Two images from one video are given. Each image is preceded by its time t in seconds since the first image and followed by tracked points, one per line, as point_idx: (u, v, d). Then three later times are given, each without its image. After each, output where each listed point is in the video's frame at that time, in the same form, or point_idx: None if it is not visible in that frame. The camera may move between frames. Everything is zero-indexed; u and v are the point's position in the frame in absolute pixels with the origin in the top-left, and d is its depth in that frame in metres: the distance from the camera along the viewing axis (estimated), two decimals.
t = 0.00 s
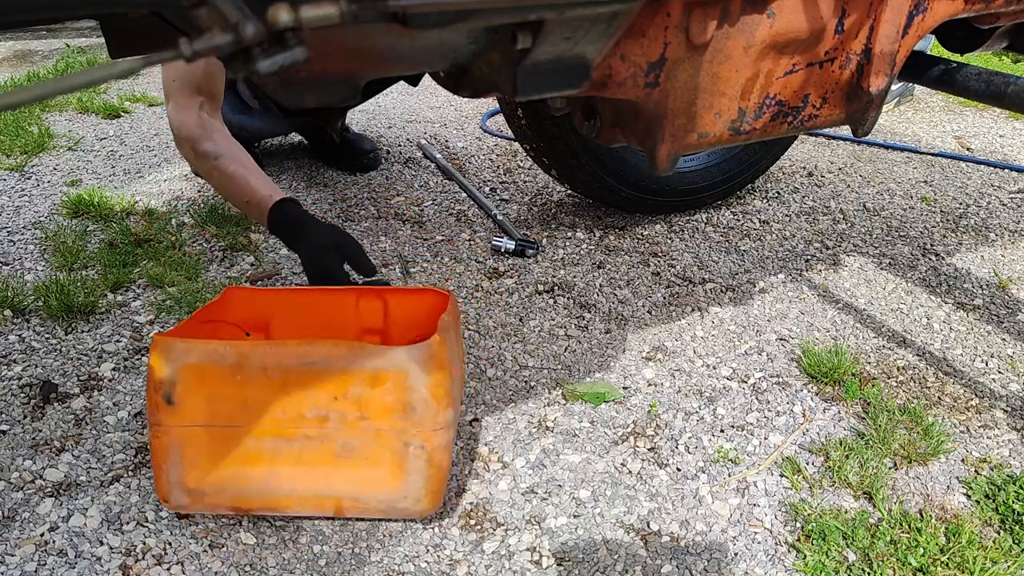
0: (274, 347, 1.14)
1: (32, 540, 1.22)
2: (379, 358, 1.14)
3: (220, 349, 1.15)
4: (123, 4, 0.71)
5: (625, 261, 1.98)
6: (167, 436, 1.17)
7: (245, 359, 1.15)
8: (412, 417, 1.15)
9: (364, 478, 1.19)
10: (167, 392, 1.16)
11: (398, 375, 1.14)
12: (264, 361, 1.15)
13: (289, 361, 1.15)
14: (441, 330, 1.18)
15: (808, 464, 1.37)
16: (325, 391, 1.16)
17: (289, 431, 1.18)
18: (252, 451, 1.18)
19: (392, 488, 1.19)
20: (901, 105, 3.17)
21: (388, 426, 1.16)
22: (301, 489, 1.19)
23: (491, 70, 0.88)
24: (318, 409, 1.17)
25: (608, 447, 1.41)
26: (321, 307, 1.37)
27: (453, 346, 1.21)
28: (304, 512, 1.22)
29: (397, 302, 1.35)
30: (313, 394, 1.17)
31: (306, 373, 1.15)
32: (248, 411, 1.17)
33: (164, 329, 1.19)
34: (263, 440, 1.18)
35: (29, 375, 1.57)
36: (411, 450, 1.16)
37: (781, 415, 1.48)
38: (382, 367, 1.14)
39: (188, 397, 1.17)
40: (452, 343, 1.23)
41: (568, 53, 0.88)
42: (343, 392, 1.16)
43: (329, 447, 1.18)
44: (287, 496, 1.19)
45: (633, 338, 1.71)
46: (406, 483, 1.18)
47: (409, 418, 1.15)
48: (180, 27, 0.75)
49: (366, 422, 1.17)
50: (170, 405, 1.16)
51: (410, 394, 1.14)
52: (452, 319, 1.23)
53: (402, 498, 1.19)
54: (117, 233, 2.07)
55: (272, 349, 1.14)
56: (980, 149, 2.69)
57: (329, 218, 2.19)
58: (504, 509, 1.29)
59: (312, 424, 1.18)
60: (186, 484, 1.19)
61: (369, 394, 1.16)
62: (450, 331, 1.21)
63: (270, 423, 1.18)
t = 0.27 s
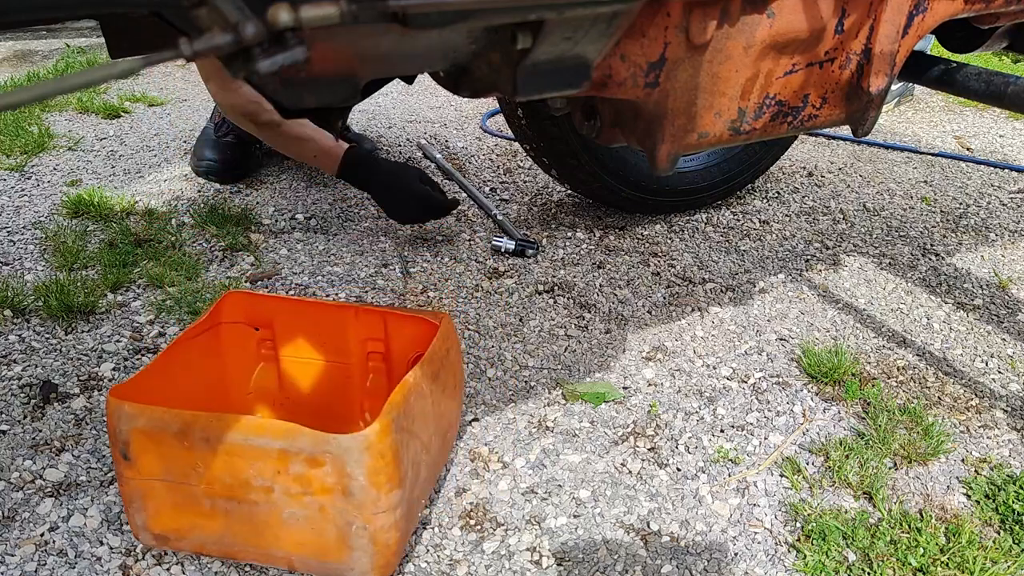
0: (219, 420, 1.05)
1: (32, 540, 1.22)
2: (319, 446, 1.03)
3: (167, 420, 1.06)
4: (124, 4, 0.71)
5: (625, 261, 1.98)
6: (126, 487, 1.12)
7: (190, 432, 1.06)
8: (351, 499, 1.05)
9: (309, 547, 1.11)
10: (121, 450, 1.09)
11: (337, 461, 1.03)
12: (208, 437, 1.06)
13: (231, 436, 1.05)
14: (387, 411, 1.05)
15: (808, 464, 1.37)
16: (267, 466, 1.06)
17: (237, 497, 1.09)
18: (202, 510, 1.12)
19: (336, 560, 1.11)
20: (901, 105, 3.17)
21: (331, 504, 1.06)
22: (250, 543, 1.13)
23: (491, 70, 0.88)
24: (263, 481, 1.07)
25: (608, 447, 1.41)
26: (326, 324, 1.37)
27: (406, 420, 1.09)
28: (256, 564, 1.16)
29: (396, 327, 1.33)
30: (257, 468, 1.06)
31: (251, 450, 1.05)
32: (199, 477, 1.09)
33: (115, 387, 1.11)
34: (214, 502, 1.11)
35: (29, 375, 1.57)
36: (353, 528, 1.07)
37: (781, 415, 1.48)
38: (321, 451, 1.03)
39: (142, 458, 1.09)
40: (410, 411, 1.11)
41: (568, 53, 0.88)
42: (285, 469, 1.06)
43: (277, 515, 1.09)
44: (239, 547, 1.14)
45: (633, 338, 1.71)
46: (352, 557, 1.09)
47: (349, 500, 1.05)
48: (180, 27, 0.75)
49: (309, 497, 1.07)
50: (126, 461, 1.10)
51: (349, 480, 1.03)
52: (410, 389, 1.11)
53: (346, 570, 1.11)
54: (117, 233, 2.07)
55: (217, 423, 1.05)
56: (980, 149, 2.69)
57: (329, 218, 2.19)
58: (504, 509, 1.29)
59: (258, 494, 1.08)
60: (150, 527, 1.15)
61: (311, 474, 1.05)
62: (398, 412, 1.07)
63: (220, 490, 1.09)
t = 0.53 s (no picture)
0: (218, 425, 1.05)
1: (32, 540, 1.22)
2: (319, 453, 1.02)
3: (166, 424, 1.06)
4: (124, 4, 0.71)
5: (625, 261, 1.98)
6: (125, 491, 1.12)
7: (189, 436, 1.06)
8: (351, 505, 1.05)
9: (308, 552, 1.11)
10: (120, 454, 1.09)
11: (336, 467, 1.02)
12: (207, 441, 1.06)
13: (230, 441, 1.05)
14: (386, 417, 1.04)
15: (808, 464, 1.37)
16: (267, 470, 1.06)
17: (236, 501, 1.09)
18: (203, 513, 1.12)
19: (335, 565, 1.11)
20: (901, 105, 3.17)
21: (330, 509, 1.06)
22: (249, 547, 1.13)
23: (491, 71, 0.88)
24: (262, 485, 1.07)
25: (607, 447, 1.41)
26: (325, 325, 1.37)
27: (405, 426, 1.09)
28: (254, 567, 1.16)
29: (396, 329, 1.33)
30: (256, 473, 1.06)
31: (250, 455, 1.05)
32: (198, 481, 1.09)
33: (113, 391, 1.11)
34: (214, 505, 1.11)
35: (29, 375, 1.57)
36: (353, 534, 1.07)
37: (781, 415, 1.48)
38: (321, 458, 1.03)
39: (141, 463, 1.09)
40: (410, 416, 1.11)
41: (568, 53, 0.88)
42: (285, 474, 1.06)
43: (276, 519, 1.09)
44: (238, 550, 1.14)
45: (633, 338, 1.71)
46: (352, 562, 1.09)
47: (348, 506, 1.05)
48: (180, 27, 0.75)
49: (308, 503, 1.07)
50: (125, 465, 1.09)
51: (348, 486, 1.03)
52: (409, 393, 1.11)
53: None
54: (117, 233, 2.07)
55: (215, 428, 1.05)
56: (980, 149, 2.69)
57: (329, 218, 2.19)
58: (504, 509, 1.29)
59: (257, 499, 1.08)
60: (149, 530, 1.15)
61: (310, 479, 1.05)
62: (397, 418, 1.07)
63: (219, 494, 1.09)
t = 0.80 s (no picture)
0: (218, 425, 1.05)
1: (32, 540, 1.22)
2: (318, 452, 1.02)
3: (166, 424, 1.06)
4: (124, 4, 0.71)
5: (625, 261, 1.98)
6: (125, 491, 1.12)
7: (189, 436, 1.06)
8: (351, 505, 1.05)
9: (308, 552, 1.11)
10: (120, 454, 1.09)
11: (336, 468, 1.02)
12: (207, 441, 1.06)
13: (230, 441, 1.05)
14: (386, 417, 1.04)
15: (808, 464, 1.37)
16: (267, 470, 1.06)
17: (236, 501, 1.09)
18: (203, 513, 1.12)
19: (335, 565, 1.11)
20: (901, 105, 3.17)
21: (330, 509, 1.06)
22: (249, 547, 1.13)
23: (491, 71, 0.88)
24: (262, 486, 1.07)
25: (608, 447, 1.41)
26: (326, 325, 1.37)
27: (405, 426, 1.09)
28: (254, 567, 1.16)
29: (396, 329, 1.33)
30: (256, 473, 1.06)
31: (250, 455, 1.05)
32: (198, 481, 1.09)
33: (113, 390, 1.11)
34: (214, 505, 1.11)
35: (29, 375, 1.57)
36: (352, 534, 1.07)
37: (781, 415, 1.48)
38: (320, 457, 1.03)
39: (141, 463, 1.09)
40: (410, 416, 1.11)
41: (567, 53, 0.88)
42: (285, 474, 1.05)
43: (276, 519, 1.09)
44: (238, 550, 1.14)
45: (633, 338, 1.71)
46: (352, 562, 1.09)
47: (348, 506, 1.05)
48: (180, 28, 0.75)
49: (308, 503, 1.07)
50: (125, 465, 1.09)
51: (348, 486, 1.03)
52: (409, 393, 1.11)
53: None
54: (117, 233, 2.07)
55: (215, 428, 1.05)
56: (980, 149, 2.69)
57: (329, 218, 2.19)
58: (504, 509, 1.29)
59: (257, 499, 1.08)
60: (149, 531, 1.15)
61: (310, 479, 1.05)
62: (397, 418, 1.07)
63: (219, 494, 1.09)
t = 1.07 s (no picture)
0: (219, 425, 1.05)
1: (32, 540, 1.22)
2: (318, 451, 1.02)
3: (166, 424, 1.06)
4: (124, 3, 0.71)
5: (625, 261, 1.98)
6: (125, 491, 1.12)
7: (189, 436, 1.06)
8: (351, 505, 1.05)
9: (308, 552, 1.11)
10: (120, 454, 1.09)
11: (336, 468, 1.02)
12: (207, 441, 1.06)
13: (230, 441, 1.05)
14: (386, 417, 1.04)
15: (808, 464, 1.37)
16: (267, 470, 1.06)
17: (236, 501, 1.09)
18: (203, 513, 1.12)
19: (335, 565, 1.11)
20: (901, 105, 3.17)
21: (330, 509, 1.06)
22: (249, 547, 1.13)
23: (490, 71, 0.88)
24: (262, 486, 1.07)
25: (608, 447, 1.41)
26: (326, 325, 1.37)
27: (405, 426, 1.09)
28: (254, 567, 1.16)
29: (396, 329, 1.33)
30: (256, 473, 1.06)
31: (250, 455, 1.05)
32: (198, 481, 1.09)
33: (113, 390, 1.11)
34: (214, 505, 1.11)
35: (29, 375, 1.57)
36: (352, 534, 1.07)
37: (781, 415, 1.48)
38: (320, 457, 1.03)
39: (141, 463, 1.09)
40: (410, 416, 1.11)
41: (567, 53, 0.88)
42: (285, 474, 1.05)
43: (276, 520, 1.09)
44: (238, 550, 1.14)
45: (633, 338, 1.71)
46: (352, 562, 1.09)
47: (348, 506, 1.05)
48: (180, 28, 0.75)
49: (308, 503, 1.07)
50: (125, 465, 1.09)
51: (348, 486, 1.03)
52: (409, 393, 1.11)
53: None
54: (117, 233, 2.07)
55: (215, 428, 1.05)
56: (980, 149, 2.69)
57: (329, 218, 2.19)
58: (504, 509, 1.29)
59: (257, 499, 1.08)
60: (149, 531, 1.15)
61: (310, 479, 1.05)
62: (397, 418, 1.07)
63: (219, 494, 1.09)
